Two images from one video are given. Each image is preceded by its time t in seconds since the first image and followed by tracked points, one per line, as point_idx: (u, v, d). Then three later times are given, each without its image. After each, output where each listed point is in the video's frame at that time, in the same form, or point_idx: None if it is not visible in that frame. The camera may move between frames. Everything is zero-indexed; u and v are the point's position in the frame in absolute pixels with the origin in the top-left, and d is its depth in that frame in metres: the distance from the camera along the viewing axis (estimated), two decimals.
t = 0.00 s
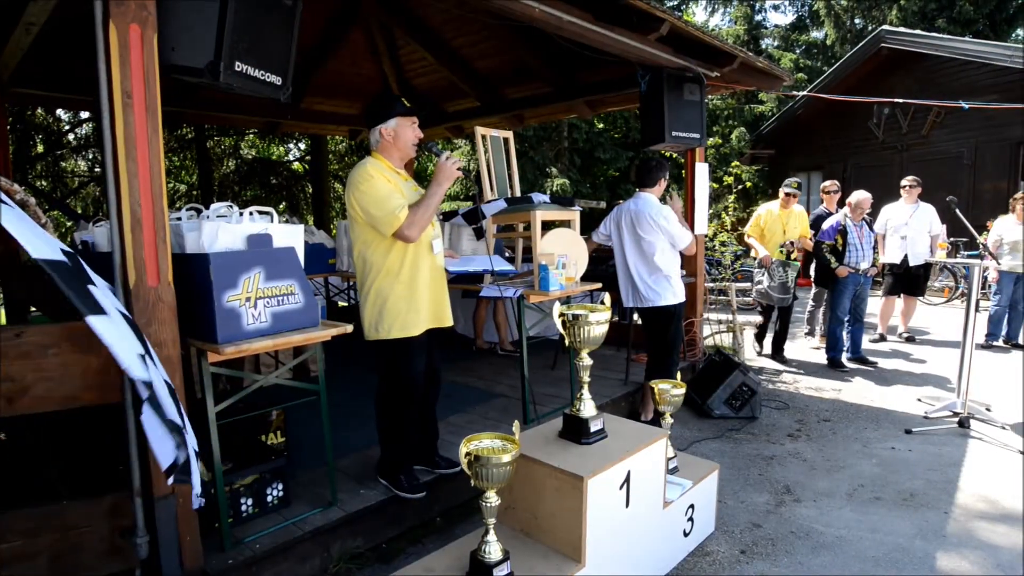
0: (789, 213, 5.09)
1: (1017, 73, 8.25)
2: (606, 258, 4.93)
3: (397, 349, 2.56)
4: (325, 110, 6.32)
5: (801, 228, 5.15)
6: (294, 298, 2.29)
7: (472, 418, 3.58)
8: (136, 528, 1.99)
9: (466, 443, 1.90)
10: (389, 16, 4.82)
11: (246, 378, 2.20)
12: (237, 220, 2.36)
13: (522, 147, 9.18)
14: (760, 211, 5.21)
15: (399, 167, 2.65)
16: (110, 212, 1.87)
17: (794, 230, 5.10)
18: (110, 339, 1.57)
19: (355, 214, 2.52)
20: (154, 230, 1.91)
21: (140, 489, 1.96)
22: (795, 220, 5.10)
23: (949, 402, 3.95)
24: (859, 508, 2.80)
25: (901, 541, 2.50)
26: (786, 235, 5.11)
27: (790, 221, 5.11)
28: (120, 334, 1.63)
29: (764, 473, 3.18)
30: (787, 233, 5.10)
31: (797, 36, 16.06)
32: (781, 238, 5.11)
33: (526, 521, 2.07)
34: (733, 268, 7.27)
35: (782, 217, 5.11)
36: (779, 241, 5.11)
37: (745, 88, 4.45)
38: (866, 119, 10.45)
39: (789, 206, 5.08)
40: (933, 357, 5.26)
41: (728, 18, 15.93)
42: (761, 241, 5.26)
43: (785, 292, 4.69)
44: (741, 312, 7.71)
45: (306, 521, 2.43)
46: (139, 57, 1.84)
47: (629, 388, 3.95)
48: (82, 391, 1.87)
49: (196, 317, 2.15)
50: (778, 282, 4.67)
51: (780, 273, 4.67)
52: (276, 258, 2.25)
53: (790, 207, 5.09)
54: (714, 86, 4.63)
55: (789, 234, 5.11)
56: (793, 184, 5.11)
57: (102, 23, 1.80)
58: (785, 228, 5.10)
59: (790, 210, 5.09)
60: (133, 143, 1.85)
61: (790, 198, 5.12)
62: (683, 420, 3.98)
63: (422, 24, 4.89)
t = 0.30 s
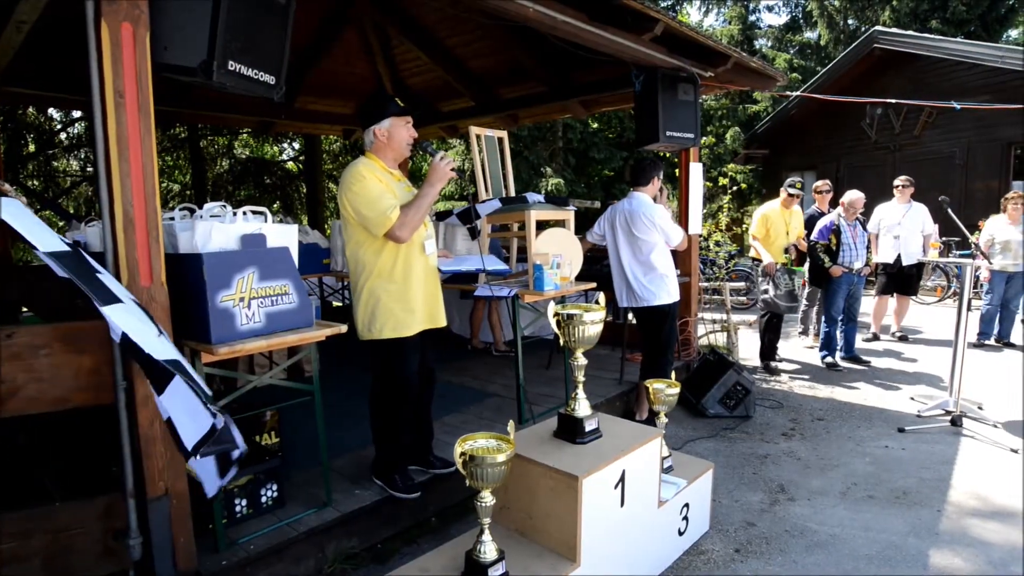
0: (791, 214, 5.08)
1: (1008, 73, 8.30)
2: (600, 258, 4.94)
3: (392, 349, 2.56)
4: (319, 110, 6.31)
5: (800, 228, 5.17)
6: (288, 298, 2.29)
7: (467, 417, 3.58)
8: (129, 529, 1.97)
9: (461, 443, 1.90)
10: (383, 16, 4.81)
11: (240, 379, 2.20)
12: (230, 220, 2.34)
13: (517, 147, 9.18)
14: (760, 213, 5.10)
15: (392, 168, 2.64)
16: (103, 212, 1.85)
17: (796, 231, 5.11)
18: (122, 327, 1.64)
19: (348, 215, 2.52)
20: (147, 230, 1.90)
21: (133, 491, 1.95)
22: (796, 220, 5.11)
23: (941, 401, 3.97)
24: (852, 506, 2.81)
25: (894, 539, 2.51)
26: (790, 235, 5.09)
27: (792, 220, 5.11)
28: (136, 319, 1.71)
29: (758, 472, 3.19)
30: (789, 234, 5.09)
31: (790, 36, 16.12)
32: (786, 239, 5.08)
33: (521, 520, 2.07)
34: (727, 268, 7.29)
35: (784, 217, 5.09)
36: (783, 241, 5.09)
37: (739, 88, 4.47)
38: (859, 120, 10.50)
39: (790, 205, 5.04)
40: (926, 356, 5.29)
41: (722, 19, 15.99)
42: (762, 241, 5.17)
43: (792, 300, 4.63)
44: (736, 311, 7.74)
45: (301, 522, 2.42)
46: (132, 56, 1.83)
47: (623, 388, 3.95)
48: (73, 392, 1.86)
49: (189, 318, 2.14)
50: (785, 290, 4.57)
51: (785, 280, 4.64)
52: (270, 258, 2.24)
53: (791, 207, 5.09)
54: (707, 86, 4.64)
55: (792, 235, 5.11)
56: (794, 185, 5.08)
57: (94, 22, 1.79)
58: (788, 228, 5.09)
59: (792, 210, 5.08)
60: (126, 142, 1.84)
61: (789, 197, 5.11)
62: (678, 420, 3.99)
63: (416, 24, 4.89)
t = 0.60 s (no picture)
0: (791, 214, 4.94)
1: (1005, 74, 8.32)
2: (598, 258, 4.94)
3: (390, 349, 2.56)
4: (317, 110, 6.30)
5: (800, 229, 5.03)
6: (286, 298, 2.28)
7: (465, 417, 3.58)
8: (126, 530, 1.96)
9: (458, 442, 1.90)
10: (381, 16, 4.80)
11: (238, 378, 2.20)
12: (228, 220, 2.34)
13: (515, 147, 9.18)
14: (761, 216, 4.92)
15: (389, 167, 2.64)
16: (99, 211, 1.85)
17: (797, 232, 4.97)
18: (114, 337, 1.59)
19: (345, 214, 2.52)
20: (144, 229, 1.90)
21: (130, 491, 1.94)
22: (796, 221, 4.97)
23: (938, 400, 3.98)
24: (849, 505, 2.82)
25: (891, 538, 2.52)
26: (792, 237, 4.95)
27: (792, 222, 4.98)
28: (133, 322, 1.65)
29: (755, 471, 3.20)
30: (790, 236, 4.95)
31: (788, 36, 16.13)
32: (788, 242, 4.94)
33: (519, 520, 2.07)
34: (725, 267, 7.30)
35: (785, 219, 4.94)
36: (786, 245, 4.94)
37: (736, 88, 4.47)
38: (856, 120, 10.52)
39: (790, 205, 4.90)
40: (922, 355, 5.30)
41: (720, 18, 16.00)
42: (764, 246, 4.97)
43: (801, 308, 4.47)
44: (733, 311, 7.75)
45: (298, 522, 2.42)
46: (129, 56, 1.83)
47: (621, 387, 3.95)
48: (70, 392, 1.85)
49: (187, 318, 2.13)
50: (795, 299, 4.43)
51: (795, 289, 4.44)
52: (268, 257, 2.24)
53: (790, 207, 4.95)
54: (705, 86, 4.64)
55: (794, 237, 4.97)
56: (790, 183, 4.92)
57: (91, 21, 1.79)
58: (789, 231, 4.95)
59: (791, 211, 4.94)
60: (123, 142, 1.83)
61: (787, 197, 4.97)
62: (675, 419, 3.99)
63: (414, 23, 4.89)
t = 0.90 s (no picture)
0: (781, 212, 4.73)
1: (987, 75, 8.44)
2: (586, 258, 4.96)
3: (378, 349, 2.55)
4: (305, 110, 6.26)
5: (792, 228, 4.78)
6: (272, 299, 2.27)
7: (454, 417, 3.57)
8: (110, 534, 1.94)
9: (447, 443, 1.89)
10: (369, 15, 4.79)
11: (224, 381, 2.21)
12: (213, 220, 2.33)
13: (503, 147, 9.17)
14: (749, 215, 4.76)
15: (375, 167, 2.63)
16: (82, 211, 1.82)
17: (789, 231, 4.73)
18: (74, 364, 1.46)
19: (330, 215, 2.51)
20: (128, 229, 1.87)
21: (115, 494, 1.92)
22: (787, 219, 4.74)
23: (922, 397, 4.02)
24: (836, 502, 2.84)
25: (876, 534, 2.54)
26: (782, 237, 4.70)
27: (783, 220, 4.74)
28: (105, 338, 1.54)
29: (742, 469, 3.22)
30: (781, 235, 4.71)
31: (774, 37, 16.25)
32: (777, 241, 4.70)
33: (508, 520, 2.07)
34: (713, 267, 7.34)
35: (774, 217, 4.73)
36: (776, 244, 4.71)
37: (723, 88, 4.50)
38: (841, 120, 10.63)
39: (778, 203, 4.70)
40: (907, 353, 5.36)
41: (708, 20, 16.10)
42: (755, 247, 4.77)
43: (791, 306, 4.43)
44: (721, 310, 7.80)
45: (286, 524, 2.40)
46: (112, 54, 1.81)
47: (609, 387, 3.97)
48: (53, 395, 1.82)
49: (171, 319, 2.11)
50: (784, 297, 4.42)
51: (785, 288, 4.42)
52: (254, 258, 2.22)
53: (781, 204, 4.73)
54: (692, 87, 4.67)
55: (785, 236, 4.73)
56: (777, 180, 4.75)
57: (73, 19, 1.76)
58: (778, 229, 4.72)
59: (781, 208, 4.73)
60: (107, 142, 1.81)
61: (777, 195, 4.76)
62: (664, 418, 4.01)
63: (402, 22, 4.87)
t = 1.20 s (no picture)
0: (781, 214, 4.46)
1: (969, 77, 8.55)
2: (575, 257, 4.97)
3: (365, 349, 2.54)
4: (292, 109, 6.22)
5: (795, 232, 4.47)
6: (259, 300, 2.25)
7: (443, 418, 3.57)
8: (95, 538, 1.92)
9: (436, 443, 1.89)
10: (356, 15, 4.76)
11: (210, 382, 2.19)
12: (199, 220, 2.30)
13: (492, 147, 9.16)
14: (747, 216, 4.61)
15: (361, 167, 2.62)
16: (65, 212, 1.80)
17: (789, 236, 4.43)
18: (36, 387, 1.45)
19: (316, 215, 2.49)
20: (112, 229, 1.85)
21: (99, 498, 1.90)
22: (787, 222, 4.45)
23: (907, 395, 4.07)
24: (822, 500, 2.87)
25: (863, 530, 2.57)
26: (780, 240, 4.42)
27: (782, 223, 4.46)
28: (78, 350, 1.52)
29: (730, 467, 3.24)
30: (779, 238, 4.44)
31: (761, 39, 16.38)
32: (773, 245, 4.44)
33: (497, 520, 2.07)
34: (700, 267, 7.39)
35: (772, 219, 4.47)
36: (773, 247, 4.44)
37: (710, 89, 4.53)
38: (827, 121, 10.73)
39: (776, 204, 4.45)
40: (892, 352, 5.42)
41: (695, 21, 16.20)
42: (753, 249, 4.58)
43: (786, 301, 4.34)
44: (709, 309, 7.85)
45: (274, 526, 2.38)
46: (94, 52, 1.78)
47: (598, 387, 3.98)
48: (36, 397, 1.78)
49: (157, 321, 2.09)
50: (775, 291, 4.34)
51: (775, 281, 4.36)
52: (241, 258, 2.20)
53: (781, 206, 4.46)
54: (680, 87, 4.69)
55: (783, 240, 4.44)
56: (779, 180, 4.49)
57: (55, 17, 1.74)
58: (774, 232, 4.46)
59: (781, 210, 4.47)
60: (89, 141, 1.78)
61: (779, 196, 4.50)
62: (652, 417, 4.02)
63: (389, 21, 4.85)
